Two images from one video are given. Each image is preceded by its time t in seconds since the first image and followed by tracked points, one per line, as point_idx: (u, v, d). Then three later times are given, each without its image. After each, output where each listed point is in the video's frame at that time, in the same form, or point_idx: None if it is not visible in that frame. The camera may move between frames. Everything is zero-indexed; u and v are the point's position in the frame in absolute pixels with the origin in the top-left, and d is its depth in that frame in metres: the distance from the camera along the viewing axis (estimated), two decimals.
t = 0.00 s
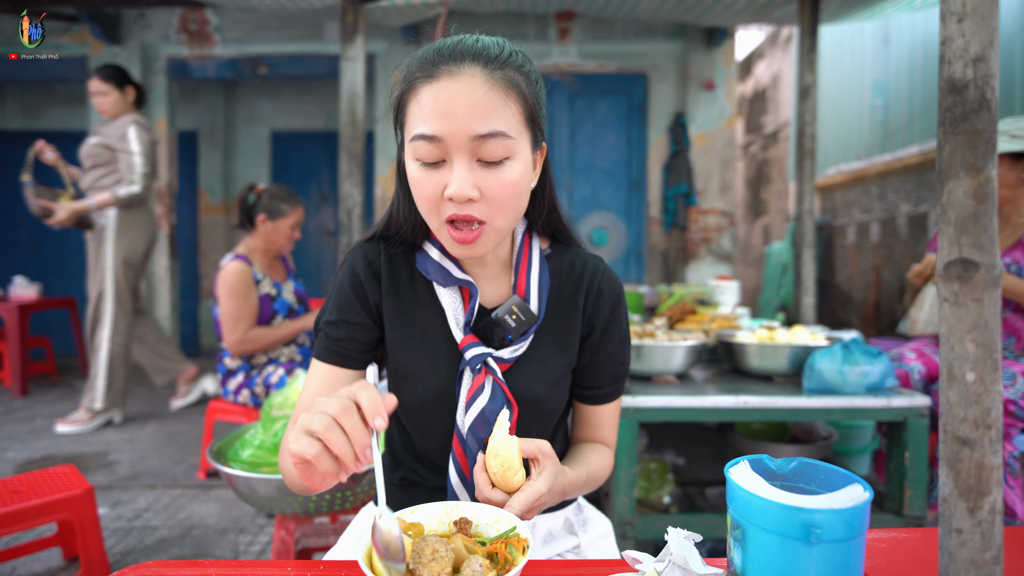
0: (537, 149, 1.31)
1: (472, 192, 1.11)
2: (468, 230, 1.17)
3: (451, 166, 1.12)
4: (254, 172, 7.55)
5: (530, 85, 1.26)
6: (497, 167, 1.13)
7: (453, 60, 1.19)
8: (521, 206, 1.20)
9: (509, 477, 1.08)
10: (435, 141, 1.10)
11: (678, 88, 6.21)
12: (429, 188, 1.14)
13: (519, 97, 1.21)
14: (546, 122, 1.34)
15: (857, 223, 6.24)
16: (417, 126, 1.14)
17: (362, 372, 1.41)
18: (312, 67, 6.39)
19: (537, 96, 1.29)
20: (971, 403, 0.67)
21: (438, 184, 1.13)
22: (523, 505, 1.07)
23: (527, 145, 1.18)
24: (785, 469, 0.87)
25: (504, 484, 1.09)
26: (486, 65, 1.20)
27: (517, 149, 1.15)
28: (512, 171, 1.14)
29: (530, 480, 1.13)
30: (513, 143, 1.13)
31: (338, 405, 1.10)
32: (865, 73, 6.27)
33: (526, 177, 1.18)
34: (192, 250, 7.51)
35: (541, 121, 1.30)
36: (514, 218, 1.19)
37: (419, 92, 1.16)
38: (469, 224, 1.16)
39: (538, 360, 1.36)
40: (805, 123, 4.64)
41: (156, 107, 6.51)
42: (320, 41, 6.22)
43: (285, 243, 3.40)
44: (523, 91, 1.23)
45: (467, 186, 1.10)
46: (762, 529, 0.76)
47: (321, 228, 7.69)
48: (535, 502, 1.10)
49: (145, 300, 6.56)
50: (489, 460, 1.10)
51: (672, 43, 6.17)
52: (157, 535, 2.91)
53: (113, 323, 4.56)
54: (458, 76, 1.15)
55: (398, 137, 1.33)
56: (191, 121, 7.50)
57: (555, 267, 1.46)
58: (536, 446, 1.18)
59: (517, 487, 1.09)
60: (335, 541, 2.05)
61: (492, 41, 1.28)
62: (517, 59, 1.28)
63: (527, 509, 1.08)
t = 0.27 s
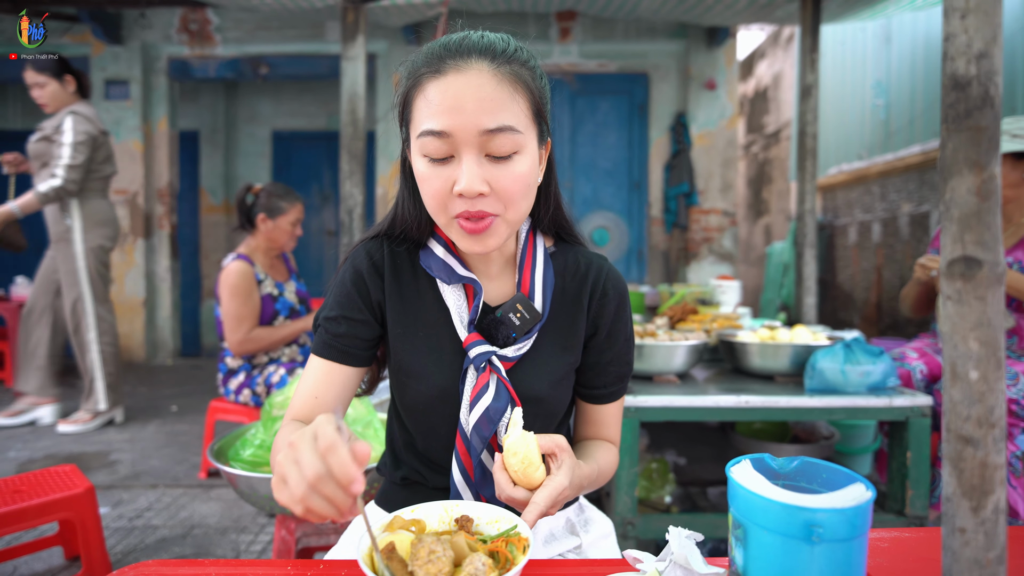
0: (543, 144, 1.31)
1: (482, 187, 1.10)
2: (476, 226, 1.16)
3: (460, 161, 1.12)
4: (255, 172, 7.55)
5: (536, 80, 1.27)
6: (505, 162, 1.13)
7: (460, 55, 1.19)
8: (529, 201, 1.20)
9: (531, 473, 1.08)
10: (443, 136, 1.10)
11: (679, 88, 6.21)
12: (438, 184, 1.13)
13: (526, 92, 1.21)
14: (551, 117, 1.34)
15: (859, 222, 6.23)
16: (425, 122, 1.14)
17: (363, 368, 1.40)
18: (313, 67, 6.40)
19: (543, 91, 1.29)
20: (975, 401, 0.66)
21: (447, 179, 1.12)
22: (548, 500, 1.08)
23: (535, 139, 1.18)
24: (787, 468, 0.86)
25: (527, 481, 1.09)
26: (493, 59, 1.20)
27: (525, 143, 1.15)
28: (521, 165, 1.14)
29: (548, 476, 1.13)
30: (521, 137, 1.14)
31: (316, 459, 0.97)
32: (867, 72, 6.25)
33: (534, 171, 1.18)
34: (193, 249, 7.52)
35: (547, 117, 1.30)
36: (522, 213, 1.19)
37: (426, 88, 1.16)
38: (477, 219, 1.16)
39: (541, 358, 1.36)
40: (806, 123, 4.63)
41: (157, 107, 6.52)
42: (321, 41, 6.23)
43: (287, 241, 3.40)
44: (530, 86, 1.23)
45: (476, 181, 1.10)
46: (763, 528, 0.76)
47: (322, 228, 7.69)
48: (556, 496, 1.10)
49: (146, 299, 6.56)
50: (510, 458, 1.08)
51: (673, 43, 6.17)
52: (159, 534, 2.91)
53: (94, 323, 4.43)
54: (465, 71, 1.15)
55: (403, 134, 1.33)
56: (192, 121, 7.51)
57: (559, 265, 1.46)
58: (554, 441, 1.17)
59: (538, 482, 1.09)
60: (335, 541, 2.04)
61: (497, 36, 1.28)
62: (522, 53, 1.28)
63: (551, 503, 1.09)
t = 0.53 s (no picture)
0: (548, 140, 1.30)
1: (488, 182, 1.10)
2: (480, 221, 1.15)
3: (466, 157, 1.11)
4: (256, 171, 7.54)
5: (542, 76, 1.26)
6: (511, 158, 1.13)
7: (466, 51, 1.19)
8: (534, 197, 1.19)
9: (541, 463, 1.07)
10: (450, 131, 1.09)
11: (681, 86, 6.19)
12: (443, 179, 1.13)
13: (533, 88, 1.20)
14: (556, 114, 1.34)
15: (862, 221, 6.22)
16: (430, 117, 1.13)
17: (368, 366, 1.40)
18: (315, 65, 6.40)
19: (549, 88, 1.29)
20: (983, 399, 0.66)
21: (453, 174, 1.12)
22: (560, 488, 1.05)
23: (541, 136, 1.18)
24: (792, 466, 0.86)
25: (536, 471, 1.07)
26: (500, 55, 1.19)
27: (531, 139, 1.14)
28: (527, 161, 1.14)
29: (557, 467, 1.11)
30: (527, 133, 1.13)
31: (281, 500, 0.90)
32: (870, 71, 6.23)
33: (539, 168, 1.17)
34: (195, 248, 7.52)
35: (553, 113, 1.29)
36: (527, 209, 1.19)
37: (432, 83, 1.16)
38: (482, 215, 1.15)
39: (545, 356, 1.36)
40: (808, 121, 4.61)
41: (159, 106, 6.52)
42: (323, 40, 6.23)
43: (289, 240, 3.40)
44: (536, 82, 1.22)
45: (482, 176, 1.09)
46: (768, 527, 0.75)
47: (324, 227, 7.69)
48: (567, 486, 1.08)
49: (148, 298, 6.57)
50: (518, 448, 1.08)
51: (675, 41, 6.15)
52: (161, 533, 2.91)
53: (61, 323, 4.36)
54: (472, 66, 1.15)
55: (408, 129, 1.32)
56: (193, 120, 7.51)
57: (563, 263, 1.45)
58: (560, 433, 1.18)
59: (548, 473, 1.08)
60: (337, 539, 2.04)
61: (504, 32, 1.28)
62: (529, 50, 1.28)
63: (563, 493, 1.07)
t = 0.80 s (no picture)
0: (551, 139, 1.30)
1: (496, 184, 1.10)
2: (488, 222, 1.16)
3: (474, 160, 1.11)
4: (258, 171, 7.54)
5: (546, 75, 1.26)
6: (519, 159, 1.13)
7: (472, 51, 1.18)
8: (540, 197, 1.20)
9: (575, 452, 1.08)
10: (458, 134, 1.09)
11: (683, 85, 6.19)
12: (451, 182, 1.12)
13: (538, 88, 1.20)
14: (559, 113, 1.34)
15: (864, 220, 6.21)
16: (437, 120, 1.13)
17: (378, 367, 1.41)
18: (317, 65, 6.41)
19: (553, 86, 1.29)
20: (987, 396, 0.65)
21: (461, 177, 1.12)
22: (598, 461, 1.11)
23: (547, 136, 1.18)
24: (795, 464, 0.86)
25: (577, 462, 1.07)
26: (505, 55, 1.19)
27: (538, 140, 1.14)
28: (534, 163, 1.14)
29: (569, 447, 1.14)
30: (535, 134, 1.13)
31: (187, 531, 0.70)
32: (872, 70, 6.22)
33: (546, 168, 1.18)
34: (197, 248, 7.54)
35: (557, 112, 1.30)
36: (533, 210, 1.19)
37: (438, 84, 1.15)
38: (489, 217, 1.16)
39: (545, 355, 1.36)
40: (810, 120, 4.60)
41: (161, 105, 6.53)
42: (325, 40, 6.22)
43: (290, 238, 3.40)
44: (541, 81, 1.22)
45: (491, 179, 1.10)
46: (772, 525, 0.75)
47: (326, 226, 7.70)
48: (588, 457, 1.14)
49: (151, 298, 6.58)
50: (560, 454, 1.04)
51: (677, 40, 6.15)
52: (164, 531, 2.92)
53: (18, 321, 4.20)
54: (479, 67, 1.14)
55: (411, 130, 1.32)
56: (195, 120, 7.53)
57: (564, 261, 1.45)
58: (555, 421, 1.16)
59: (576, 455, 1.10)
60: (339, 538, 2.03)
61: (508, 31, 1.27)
62: (532, 48, 1.28)
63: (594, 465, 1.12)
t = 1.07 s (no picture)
0: (551, 134, 1.30)
1: (499, 179, 1.10)
2: (490, 217, 1.16)
3: (477, 155, 1.11)
4: (259, 169, 7.54)
5: (545, 71, 1.26)
6: (520, 154, 1.13)
7: (471, 49, 1.18)
8: (542, 192, 1.20)
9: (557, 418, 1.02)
10: (460, 130, 1.09)
11: (684, 84, 6.18)
12: (454, 177, 1.13)
13: (537, 84, 1.21)
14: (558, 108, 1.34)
15: (865, 220, 6.20)
16: (439, 117, 1.13)
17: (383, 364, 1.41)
18: (318, 63, 6.41)
19: (552, 82, 1.29)
20: (989, 392, 0.66)
21: (463, 172, 1.12)
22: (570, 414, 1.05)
23: (547, 130, 1.18)
24: (797, 462, 0.86)
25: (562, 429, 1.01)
26: (505, 52, 1.19)
27: (539, 135, 1.15)
28: (535, 157, 1.14)
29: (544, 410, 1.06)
30: (536, 129, 1.13)
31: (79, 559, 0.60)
32: (874, 69, 6.21)
33: (547, 163, 1.18)
34: (199, 246, 7.55)
35: (556, 108, 1.30)
36: (535, 204, 1.19)
37: (438, 82, 1.15)
38: (492, 212, 1.16)
39: (546, 352, 1.36)
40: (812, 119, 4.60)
41: (163, 104, 6.54)
42: (327, 38, 6.22)
43: (291, 236, 3.40)
44: (540, 77, 1.22)
45: (493, 173, 1.10)
46: (773, 521, 0.75)
47: (327, 225, 7.70)
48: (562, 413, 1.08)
49: (152, 296, 6.59)
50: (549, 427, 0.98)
51: (679, 39, 6.14)
52: (165, 529, 2.93)
53: None
54: (479, 64, 1.14)
55: (413, 128, 1.32)
56: (197, 118, 7.53)
57: (565, 259, 1.46)
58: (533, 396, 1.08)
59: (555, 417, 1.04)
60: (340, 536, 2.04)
61: (506, 28, 1.27)
62: (531, 45, 1.28)
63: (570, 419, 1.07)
